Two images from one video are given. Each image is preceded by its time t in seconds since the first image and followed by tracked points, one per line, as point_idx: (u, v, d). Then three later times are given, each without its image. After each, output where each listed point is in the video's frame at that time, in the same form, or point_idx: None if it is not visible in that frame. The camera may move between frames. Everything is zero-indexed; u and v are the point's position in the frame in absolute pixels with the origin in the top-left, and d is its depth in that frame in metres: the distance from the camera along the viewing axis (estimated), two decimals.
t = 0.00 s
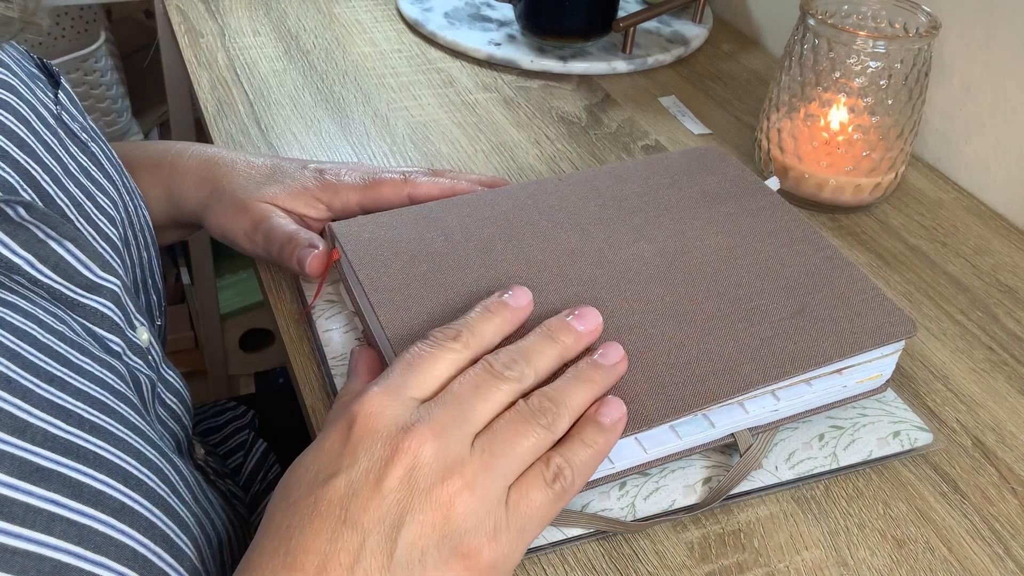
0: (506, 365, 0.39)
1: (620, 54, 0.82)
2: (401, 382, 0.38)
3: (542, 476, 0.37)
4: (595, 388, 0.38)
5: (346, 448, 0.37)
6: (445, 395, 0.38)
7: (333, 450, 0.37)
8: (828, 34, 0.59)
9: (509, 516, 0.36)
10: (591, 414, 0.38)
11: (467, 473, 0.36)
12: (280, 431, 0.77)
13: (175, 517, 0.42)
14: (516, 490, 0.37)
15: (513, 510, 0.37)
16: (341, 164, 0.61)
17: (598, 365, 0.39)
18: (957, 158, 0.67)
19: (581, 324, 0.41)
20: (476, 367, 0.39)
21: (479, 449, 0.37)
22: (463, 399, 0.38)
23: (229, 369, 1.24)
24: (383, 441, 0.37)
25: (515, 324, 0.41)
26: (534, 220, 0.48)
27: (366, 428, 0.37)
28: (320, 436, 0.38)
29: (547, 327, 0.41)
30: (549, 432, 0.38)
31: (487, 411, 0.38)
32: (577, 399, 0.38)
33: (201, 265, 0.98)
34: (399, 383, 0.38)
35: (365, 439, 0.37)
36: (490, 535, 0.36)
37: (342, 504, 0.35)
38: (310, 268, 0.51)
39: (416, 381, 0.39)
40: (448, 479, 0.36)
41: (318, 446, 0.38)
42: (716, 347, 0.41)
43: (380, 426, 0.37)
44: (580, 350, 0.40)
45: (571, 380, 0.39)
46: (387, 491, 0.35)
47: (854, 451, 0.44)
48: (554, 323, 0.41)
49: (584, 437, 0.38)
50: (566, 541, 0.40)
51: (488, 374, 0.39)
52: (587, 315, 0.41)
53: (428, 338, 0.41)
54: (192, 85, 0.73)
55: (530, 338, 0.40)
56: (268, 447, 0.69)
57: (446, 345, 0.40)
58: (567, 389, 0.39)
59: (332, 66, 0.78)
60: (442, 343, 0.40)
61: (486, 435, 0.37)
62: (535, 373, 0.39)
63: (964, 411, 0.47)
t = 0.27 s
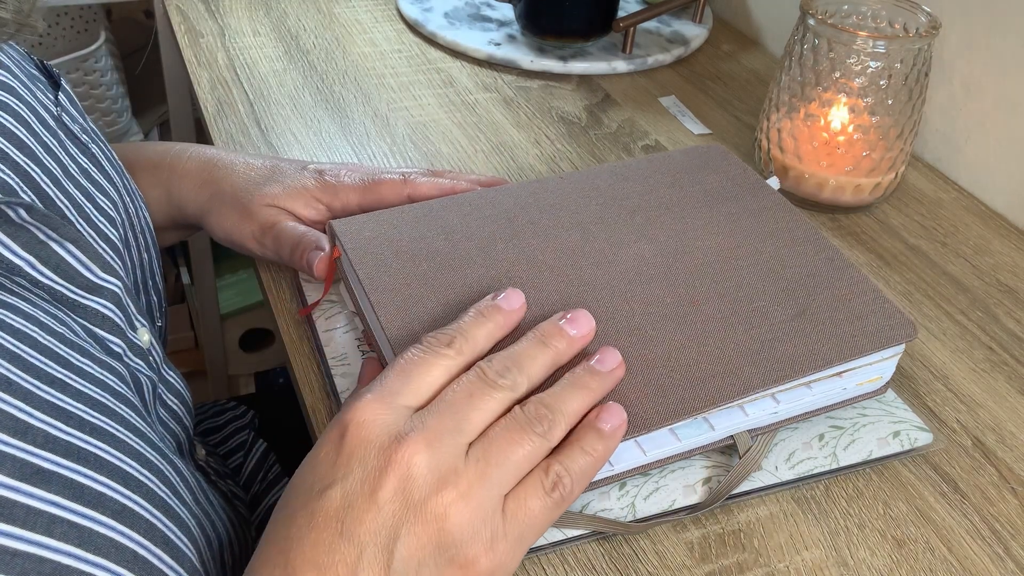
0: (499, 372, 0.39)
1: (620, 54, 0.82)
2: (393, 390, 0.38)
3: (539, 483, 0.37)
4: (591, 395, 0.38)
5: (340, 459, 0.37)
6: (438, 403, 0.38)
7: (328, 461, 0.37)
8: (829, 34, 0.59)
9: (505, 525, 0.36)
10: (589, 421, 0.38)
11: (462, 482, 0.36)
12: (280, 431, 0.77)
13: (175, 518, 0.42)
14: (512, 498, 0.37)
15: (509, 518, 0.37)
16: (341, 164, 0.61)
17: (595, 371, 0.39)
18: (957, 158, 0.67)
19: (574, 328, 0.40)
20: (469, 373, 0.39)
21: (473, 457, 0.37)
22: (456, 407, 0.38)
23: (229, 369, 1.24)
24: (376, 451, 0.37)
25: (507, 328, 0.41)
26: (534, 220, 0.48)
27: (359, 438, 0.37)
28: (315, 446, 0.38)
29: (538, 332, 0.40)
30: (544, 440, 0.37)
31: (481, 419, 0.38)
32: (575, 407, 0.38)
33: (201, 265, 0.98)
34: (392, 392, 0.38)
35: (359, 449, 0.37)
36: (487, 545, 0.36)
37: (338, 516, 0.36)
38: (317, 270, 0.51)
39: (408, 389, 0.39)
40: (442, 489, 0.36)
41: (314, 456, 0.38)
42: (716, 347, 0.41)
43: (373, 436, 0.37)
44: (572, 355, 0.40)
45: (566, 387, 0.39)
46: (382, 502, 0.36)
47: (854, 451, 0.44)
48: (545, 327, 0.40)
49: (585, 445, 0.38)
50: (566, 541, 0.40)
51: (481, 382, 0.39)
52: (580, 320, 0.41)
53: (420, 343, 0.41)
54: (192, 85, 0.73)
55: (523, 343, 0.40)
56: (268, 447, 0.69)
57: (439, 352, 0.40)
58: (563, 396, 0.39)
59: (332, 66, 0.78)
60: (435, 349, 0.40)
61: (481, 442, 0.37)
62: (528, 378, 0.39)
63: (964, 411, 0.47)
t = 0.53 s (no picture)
0: (491, 373, 0.39)
1: (620, 54, 0.82)
2: (386, 393, 0.38)
3: (534, 483, 0.37)
4: (585, 396, 0.38)
5: (333, 462, 0.37)
6: (430, 405, 0.38)
7: (322, 464, 0.37)
8: (829, 34, 0.59)
9: (500, 526, 0.36)
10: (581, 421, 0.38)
11: (456, 484, 0.36)
12: (280, 431, 0.77)
13: (178, 518, 0.42)
14: (507, 499, 0.37)
15: (503, 519, 0.37)
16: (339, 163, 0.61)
17: (589, 372, 0.39)
18: (957, 158, 0.67)
19: (566, 330, 0.40)
20: (461, 375, 0.39)
21: (466, 459, 0.37)
22: (448, 409, 0.38)
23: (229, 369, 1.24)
24: (369, 454, 0.37)
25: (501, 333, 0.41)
26: (534, 220, 0.48)
27: (352, 441, 0.37)
28: (310, 449, 0.39)
29: (530, 333, 0.40)
30: (539, 440, 0.37)
31: (474, 420, 0.38)
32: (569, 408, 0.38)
33: (201, 265, 0.98)
34: (384, 395, 0.38)
35: (352, 452, 0.37)
36: (481, 546, 0.36)
37: (332, 518, 0.36)
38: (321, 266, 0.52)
39: (401, 391, 0.39)
40: (435, 492, 0.36)
41: (309, 458, 0.38)
42: (716, 348, 0.41)
43: (365, 438, 0.37)
44: (564, 356, 0.40)
45: (560, 387, 0.38)
46: (375, 505, 0.36)
47: (855, 451, 0.44)
48: (537, 329, 0.40)
49: (576, 442, 0.37)
50: (566, 541, 0.40)
51: (472, 382, 0.39)
52: (572, 321, 0.40)
53: (413, 346, 0.40)
54: (192, 85, 0.73)
55: (515, 344, 0.40)
56: (268, 447, 0.69)
57: (432, 353, 0.39)
58: (557, 397, 0.38)
59: (332, 66, 0.78)
60: (428, 351, 0.40)
61: (474, 443, 0.37)
62: (520, 380, 0.39)
63: (964, 411, 0.47)
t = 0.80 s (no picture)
0: (485, 376, 0.38)
1: (620, 54, 0.82)
2: (380, 400, 0.38)
3: (533, 491, 0.37)
4: (586, 404, 0.38)
5: (327, 471, 0.37)
6: (424, 412, 0.38)
7: (316, 472, 0.37)
8: (829, 34, 0.59)
9: (498, 535, 0.36)
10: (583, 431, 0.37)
11: (453, 494, 0.36)
12: (279, 430, 0.77)
13: (176, 511, 0.42)
14: (505, 507, 0.37)
15: (501, 527, 0.36)
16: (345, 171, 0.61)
17: (590, 379, 0.38)
18: (957, 159, 0.67)
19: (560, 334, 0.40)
20: (456, 380, 0.39)
21: (463, 467, 0.36)
22: (443, 416, 0.37)
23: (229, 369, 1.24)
24: (363, 463, 0.36)
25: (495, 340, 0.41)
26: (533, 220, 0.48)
27: (345, 449, 0.37)
28: (304, 457, 0.38)
29: (523, 338, 0.40)
30: (538, 449, 0.37)
31: (469, 427, 0.37)
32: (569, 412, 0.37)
33: (201, 265, 0.98)
34: (378, 402, 0.38)
35: (346, 461, 0.36)
36: (479, 555, 0.36)
37: (327, 527, 0.36)
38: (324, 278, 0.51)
39: (395, 398, 0.38)
40: (432, 502, 0.35)
41: (304, 466, 0.38)
42: (716, 348, 0.41)
43: (359, 447, 0.37)
44: (558, 361, 0.40)
45: (560, 394, 0.38)
46: (370, 516, 0.35)
47: (862, 468, 0.43)
48: (531, 334, 0.40)
49: (583, 454, 0.37)
50: (565, 556, 0.39)
51: (467, 388, 0.38)
52: (564, 326, 0.40)
53: (407, 352, 0.40)
54: (192, 85, 0.73)
55: (509, 348, 0.40)
56: (267, 446, 0.69)
57: (426, 360, 0.39)
58: (557, 403, 0.38)
59: (332, 66, 0.78)
60: (423, 357, 0.39)
61: (470, 451, 0.37)
62: (515, 385, 0.39)
63: (964, 411, 0.47)
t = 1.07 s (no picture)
0: (479, 389, 0.38)
1: (620, 54, 0.82)
2: (371, 414, 0.38)
3: (528, 505, 0.37)
4: (581, 417, 0.37)
5: (319, 486, 0.36)
6: (417, 425, 0.37)
7: (308, 488, 0.37)
8: (829, 34, 0.59)
9: (492, 552, 0.36)
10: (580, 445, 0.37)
11: (446, 510, 0.35)
12: (280, 430, 0.77)
13: (176, 515, 0.42)
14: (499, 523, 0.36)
15: (495, 543, 0.36)
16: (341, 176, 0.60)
17: (586, 393, 0.38)
18: (957, 159, 0.67)
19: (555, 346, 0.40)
20: (449, 392, 0.38)
21: (456, 482, 0.36)
22: (435, 429, 0.37)
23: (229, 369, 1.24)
24: (355, 479, 0.36)
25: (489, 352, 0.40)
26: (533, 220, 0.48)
27: (337, 464, 0.36)
28: (296, 472, 0.38)
29: (518, 349, 0.40)
30: (534, 463, 0.36)
31: (462, 440, 0.37)
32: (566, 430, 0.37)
33: (201, 265, 0.98)
34: (370, 416, 0.38)
35: (337, 476, 0.36)
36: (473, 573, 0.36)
37: (318, 545, 0.35)
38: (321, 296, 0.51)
39: (387, 411, 0.38)
40: (425, 519, 0.35)
41: (296, 479, 0.38)
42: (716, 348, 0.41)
43: (351, 462, 0.36)
44: (552, 372, 0.39)
45: (554, 408, 0.38)
46: (360, 534, 0.35)
47: (865, 482, 0.43)
48: (526, 345, 0.40)
49: (581, 468, 0.36)
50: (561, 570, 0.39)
51: (460, 401, 0.38)
52: (560, 338, 0.40)
53: (399, 364, 0.40)
54: (192, 85, 0.73)
55: (503, 359, 0.39)
56: (268, 447, 0.69)
57: (420, 372, 0.39)
58: (553, 416, 0.37)
59: (332, 66, 0.78)
60: (415, 370, 0.39)
61: (463, 465, 0.37)
62: (509, 398, 0.38)
63: (964, 411, 0.47)
